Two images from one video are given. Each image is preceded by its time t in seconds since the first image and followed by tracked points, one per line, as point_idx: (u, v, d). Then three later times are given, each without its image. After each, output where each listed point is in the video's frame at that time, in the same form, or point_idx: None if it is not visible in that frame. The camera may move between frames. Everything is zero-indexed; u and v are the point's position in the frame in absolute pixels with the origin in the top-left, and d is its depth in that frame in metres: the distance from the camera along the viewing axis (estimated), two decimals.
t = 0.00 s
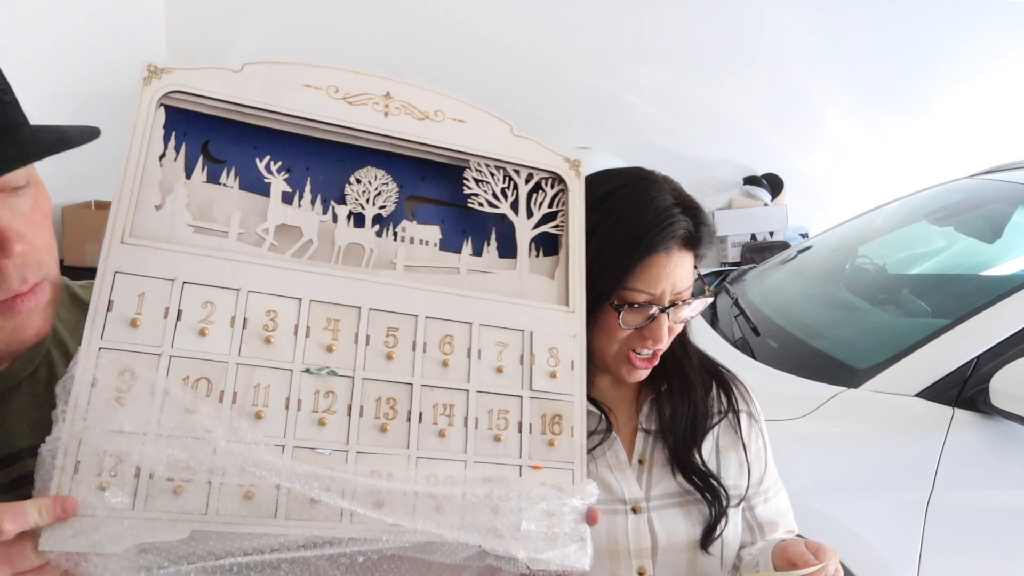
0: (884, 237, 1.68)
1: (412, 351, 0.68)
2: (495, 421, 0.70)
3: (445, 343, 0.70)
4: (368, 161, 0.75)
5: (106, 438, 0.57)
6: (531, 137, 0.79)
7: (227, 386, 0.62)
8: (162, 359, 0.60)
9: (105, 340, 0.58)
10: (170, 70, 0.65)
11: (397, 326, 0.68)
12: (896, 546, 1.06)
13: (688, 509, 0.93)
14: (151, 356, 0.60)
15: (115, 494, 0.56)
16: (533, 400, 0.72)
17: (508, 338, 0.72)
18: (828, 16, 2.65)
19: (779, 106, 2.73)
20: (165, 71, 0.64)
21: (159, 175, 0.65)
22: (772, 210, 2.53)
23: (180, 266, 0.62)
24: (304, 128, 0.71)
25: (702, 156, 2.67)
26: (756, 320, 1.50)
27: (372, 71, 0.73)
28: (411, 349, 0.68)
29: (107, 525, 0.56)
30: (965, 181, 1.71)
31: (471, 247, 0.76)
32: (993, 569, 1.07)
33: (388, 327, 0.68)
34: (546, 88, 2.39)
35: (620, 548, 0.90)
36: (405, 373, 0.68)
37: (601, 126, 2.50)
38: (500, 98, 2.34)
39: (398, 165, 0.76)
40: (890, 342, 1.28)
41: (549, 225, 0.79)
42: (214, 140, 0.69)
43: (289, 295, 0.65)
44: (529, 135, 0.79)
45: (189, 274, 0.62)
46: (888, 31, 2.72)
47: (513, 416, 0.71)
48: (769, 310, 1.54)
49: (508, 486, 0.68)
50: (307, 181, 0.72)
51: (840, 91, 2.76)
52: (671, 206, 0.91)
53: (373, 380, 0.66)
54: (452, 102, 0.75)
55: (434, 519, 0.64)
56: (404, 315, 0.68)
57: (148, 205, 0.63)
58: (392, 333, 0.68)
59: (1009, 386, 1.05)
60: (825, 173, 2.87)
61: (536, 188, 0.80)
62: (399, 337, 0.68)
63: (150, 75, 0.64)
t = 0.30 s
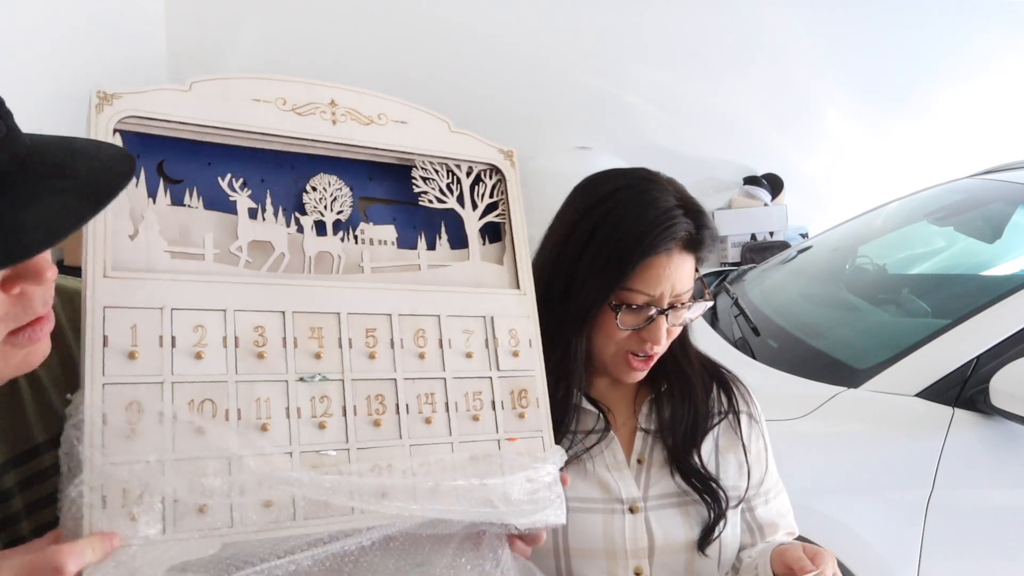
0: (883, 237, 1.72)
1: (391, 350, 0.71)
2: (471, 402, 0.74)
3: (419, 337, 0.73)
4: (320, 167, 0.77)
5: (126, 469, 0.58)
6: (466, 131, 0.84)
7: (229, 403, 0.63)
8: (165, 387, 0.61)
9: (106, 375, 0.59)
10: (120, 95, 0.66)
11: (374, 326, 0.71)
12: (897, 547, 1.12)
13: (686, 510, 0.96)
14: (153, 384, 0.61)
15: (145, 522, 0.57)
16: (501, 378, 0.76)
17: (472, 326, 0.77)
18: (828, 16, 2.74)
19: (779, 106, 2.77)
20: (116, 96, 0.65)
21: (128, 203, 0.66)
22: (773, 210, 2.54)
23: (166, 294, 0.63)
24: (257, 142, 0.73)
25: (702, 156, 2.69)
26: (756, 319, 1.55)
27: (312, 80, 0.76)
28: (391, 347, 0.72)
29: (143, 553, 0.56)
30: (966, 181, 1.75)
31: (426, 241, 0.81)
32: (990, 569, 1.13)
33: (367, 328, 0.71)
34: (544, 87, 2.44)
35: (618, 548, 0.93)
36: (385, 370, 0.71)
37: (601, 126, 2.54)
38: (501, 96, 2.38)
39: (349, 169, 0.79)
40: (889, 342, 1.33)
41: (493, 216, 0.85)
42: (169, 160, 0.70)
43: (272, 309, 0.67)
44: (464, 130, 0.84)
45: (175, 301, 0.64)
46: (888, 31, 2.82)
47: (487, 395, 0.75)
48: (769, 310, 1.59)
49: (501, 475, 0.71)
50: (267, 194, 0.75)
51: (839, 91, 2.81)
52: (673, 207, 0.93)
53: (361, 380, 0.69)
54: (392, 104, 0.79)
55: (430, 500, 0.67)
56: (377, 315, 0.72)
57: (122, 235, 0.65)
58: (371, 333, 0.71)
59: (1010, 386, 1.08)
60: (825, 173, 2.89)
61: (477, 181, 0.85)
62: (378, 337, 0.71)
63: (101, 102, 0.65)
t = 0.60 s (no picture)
0: (883, 237, 1.75)
1: (401, 357, 0.74)
2: (472, 405, 0.77)
3: (425, 344, 0.76)
4: (329, 183, 0.80)
5: (167, 478, 0.60)
6: (465, 147, 0.87)
7: (258, 413, 0.66)
8: (199, 399, 0.63)
9: (146, 390, 0.61)
10: (146, 118, 0.67)
11: (385, 336, 0.74)
12: (897, 548, 1.16)
13: (684, 512, 0.99)
14: (189, 397, 0.63)
15: (187, 524, 0.60)
16: (498, 381, 0.79)
17: (472, 333, 0.80)
18: (828, 16, 2.75)
19: (779, 106, 2.79)
20: (144, 119, 0.67)
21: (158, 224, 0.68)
22: (773, 210, 2.57)
23: (198, 311, 0.65)
24: (272, 160, 0.75)
25: (702, 156, 2.72)
26: (756, 319, 1.58)
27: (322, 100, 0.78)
28: (400, 355, 0.74)
29: (187, 553, 0.59)
30: (966, 181, 1.78)
31: (427, 252, 0.84)
32: (991, 569, 1.15)
33: (378, 339, 0.73)
34: (544, 87, 2.47)
35: (614, 548, 0.95)
36: (396, 377, 0.73)
37: (601, 126, 2.57)
38: (501, 96, 2.42)
39: (354, 185, 0.82)
40: (889, 341, 1.35)
41: (490, 227, 0.88)
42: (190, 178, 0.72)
43: (293, 322, 0.70)
44: (463, 145, 0.87)
45: (205, 317, 0.66)
46: (889, 31, 2.84)
47: (486, 398, 0.78)
48: (769, 310, 1.62)
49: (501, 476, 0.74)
50: (282, 210, 0.77)
51: (839, 91, 2.84)
52: (672, 208, 0.93)
53: (374, 388, 0.72)
54: (396, 122, 0.82)
55: (438, 494, 0.70)
56: (387, 325, 0.74)
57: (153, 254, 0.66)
58: (382, 343, 0.74)
59: (1010, 386, 1.11)
60: (825, 173, 2.93)
61: (475, 194, 0.88)
62: (388, 346, 0.74)
63: (129, 124, 0.66)
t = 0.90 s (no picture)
0: (883, 237, 1.77)
1: (390, 356, 0.76)
2: (461, 402, 0.79)
3: (413, 344, 0.78)
4: (318, 188, 0.82)
5: (163, 473, 0.62)
6: (451, 153, 0.89)
7: (251, 410, 0.68)
8: (194, 398, 0.65)
9: (142, 389, 0.63)
10: (140, 129, 0.69)
11: (375, 336, 0.76)
12: (896, 547, 1.19)
13: (682, 515, 1.00)
14: (184, 395, 0.65)
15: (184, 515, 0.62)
16: (487, 379, 0.81)
17: (460, 333, 0.81)
18: (828, 16, 2.74)
19: (779, 105, 2.80)
20: (137, 129, 0.69)
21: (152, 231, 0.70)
22: (774, 209, 2.59)
23: (193, 312, 0.67)
24: (263, 167, 0.77)
25: (702, 157, 2.76)
26: (756, 319, 1.60)
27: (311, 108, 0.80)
28: (390, 354, 0.76)
29: (184, 544, 0.61)
30: (966, 181, 1.79)
31: (416, 255, 0.86)
32: (989, 568, 1.18)
33: (368, 338, 0.75)
34: (544, 87, 2.51)
35: (611, 549, 0.96)
36: (386, 375, 0.75)
37: (601, 126, 2.61)
38: (500, 96, 2.47)
39: (344, 190, 0.83)
40: (889, 342, 1.37)
41: (476, 230, 0.90)
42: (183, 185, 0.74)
43: (284, 322, 0.71)
44: (449, 151, 0.89)
45: (199, 318, 0.67)
46: (888, 31, 2.81)
47: (475, 395, 0.80)
48: (769, 310, 1.64)
49: (490, 472, 0.76)
50: (273, 216, 0.79)
51: (840, 91, 2.84)
52: (671, 212, 0.94)
53: (364, 385, 0.74)
54: (383, 129, 0.84)
55: (428, 489, 0.72)
56: (376, 325, 0.76)
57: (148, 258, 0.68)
58: (372, 342, 0.75)
59: (1010, 386, 1.12)
60: (825, 173, 2.94)
61: (461, 199, 0.90)
62: (378, 345, 0.76)
63: (123, 136, 0.69)
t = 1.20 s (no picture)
0: (883, 237, 1.77)
1: (380, 351, 0.76)
2: (451, 397, 0.79)
3: (404, 339, 0.78)
4: (310, 181, 0.82)
5: (150, 464, 0.62)
6: (445, 147, 0.88)
7: (238, 403, 0.68)
8: (181, 390, 0.65)
9: (130, 381, 0.63)
10: (130, 120, 0.69)
11: (365, 330, 0.76)
12: (896, 547, 1.19)
13: (681, 519, 0.98)
14: (171, 388, 0.65)
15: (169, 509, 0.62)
16: (477, 374, 0.81)
17: (451, 327, 0.81)
18: (828, 16, 2.72)
19: (779, 106, 2.80)
20: (128, 121, 0.69)
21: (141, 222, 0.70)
22: (774, 209, 2.59)
23: (181, 304, 0.67)
24: (254, 159, 0.77)
25: (702, 157, 2.76)
26: (756, 319, 1.60)
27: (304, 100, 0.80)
28: (380, 349, 0.76)
29: (169, 537, 0.61)
30: (966, 181, 1.79)
31: (408, 249, 0.86)
32: (990, 569, 1.18)
33: (358, 332, 0.75)
34: (544, 87, 2.54)
35: (609, 550, 0.95)
36: (376, 368, 0.75)
37: (601, 126, 2.63)
38: (500, 96, 2.51)
39: (336, 184, 0.83)
40: (889, 341, 1.37)
41: (469, 224, 0.90)
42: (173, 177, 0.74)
43: (273, 316, 0.71)
44: (443, 145, 0.88)
45: (188, 310, 0.67)
46: (888, 31, 2.79)
47: (465, 390, 0.80)
48: (769, 310, 1.64)
49: (479, 474, 0.75)
50: (264, 209, 0.79)
51: (839, 91, 2.83)
52: (669, 206, 0.92)
53: (353, 379, 0.73)
54: (377, 122, 0.84)
55: (417, 485, 0.72)
56: (366, 319, 0.76)
57: (137, 250, 0.69)
58: (362, 336, 0.75)
59: (1010, 386, 1.12)
60: (825, 173, 2.94)
61: (454, 193, 0.90)
62: (368, 340, 0.76)
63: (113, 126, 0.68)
